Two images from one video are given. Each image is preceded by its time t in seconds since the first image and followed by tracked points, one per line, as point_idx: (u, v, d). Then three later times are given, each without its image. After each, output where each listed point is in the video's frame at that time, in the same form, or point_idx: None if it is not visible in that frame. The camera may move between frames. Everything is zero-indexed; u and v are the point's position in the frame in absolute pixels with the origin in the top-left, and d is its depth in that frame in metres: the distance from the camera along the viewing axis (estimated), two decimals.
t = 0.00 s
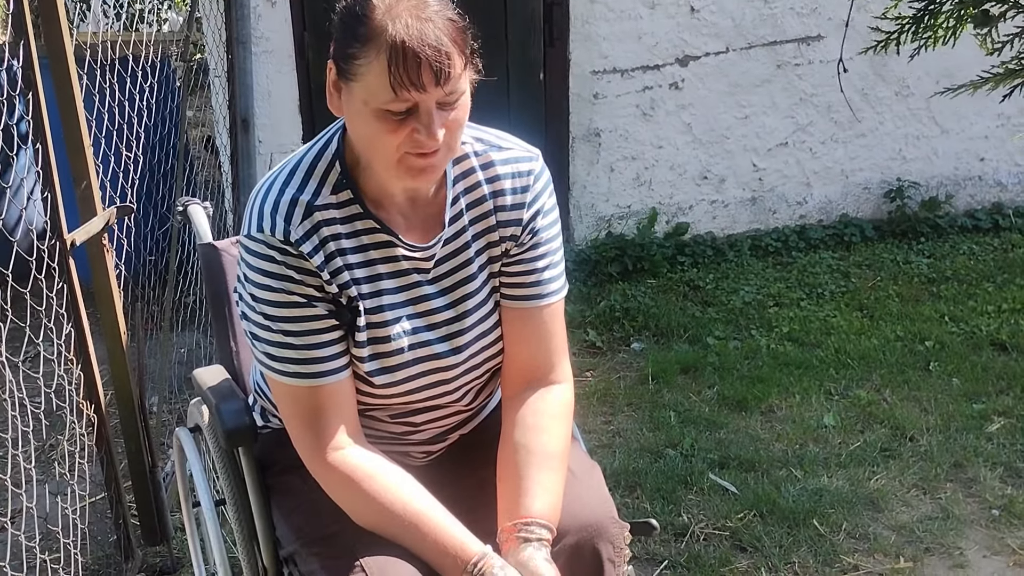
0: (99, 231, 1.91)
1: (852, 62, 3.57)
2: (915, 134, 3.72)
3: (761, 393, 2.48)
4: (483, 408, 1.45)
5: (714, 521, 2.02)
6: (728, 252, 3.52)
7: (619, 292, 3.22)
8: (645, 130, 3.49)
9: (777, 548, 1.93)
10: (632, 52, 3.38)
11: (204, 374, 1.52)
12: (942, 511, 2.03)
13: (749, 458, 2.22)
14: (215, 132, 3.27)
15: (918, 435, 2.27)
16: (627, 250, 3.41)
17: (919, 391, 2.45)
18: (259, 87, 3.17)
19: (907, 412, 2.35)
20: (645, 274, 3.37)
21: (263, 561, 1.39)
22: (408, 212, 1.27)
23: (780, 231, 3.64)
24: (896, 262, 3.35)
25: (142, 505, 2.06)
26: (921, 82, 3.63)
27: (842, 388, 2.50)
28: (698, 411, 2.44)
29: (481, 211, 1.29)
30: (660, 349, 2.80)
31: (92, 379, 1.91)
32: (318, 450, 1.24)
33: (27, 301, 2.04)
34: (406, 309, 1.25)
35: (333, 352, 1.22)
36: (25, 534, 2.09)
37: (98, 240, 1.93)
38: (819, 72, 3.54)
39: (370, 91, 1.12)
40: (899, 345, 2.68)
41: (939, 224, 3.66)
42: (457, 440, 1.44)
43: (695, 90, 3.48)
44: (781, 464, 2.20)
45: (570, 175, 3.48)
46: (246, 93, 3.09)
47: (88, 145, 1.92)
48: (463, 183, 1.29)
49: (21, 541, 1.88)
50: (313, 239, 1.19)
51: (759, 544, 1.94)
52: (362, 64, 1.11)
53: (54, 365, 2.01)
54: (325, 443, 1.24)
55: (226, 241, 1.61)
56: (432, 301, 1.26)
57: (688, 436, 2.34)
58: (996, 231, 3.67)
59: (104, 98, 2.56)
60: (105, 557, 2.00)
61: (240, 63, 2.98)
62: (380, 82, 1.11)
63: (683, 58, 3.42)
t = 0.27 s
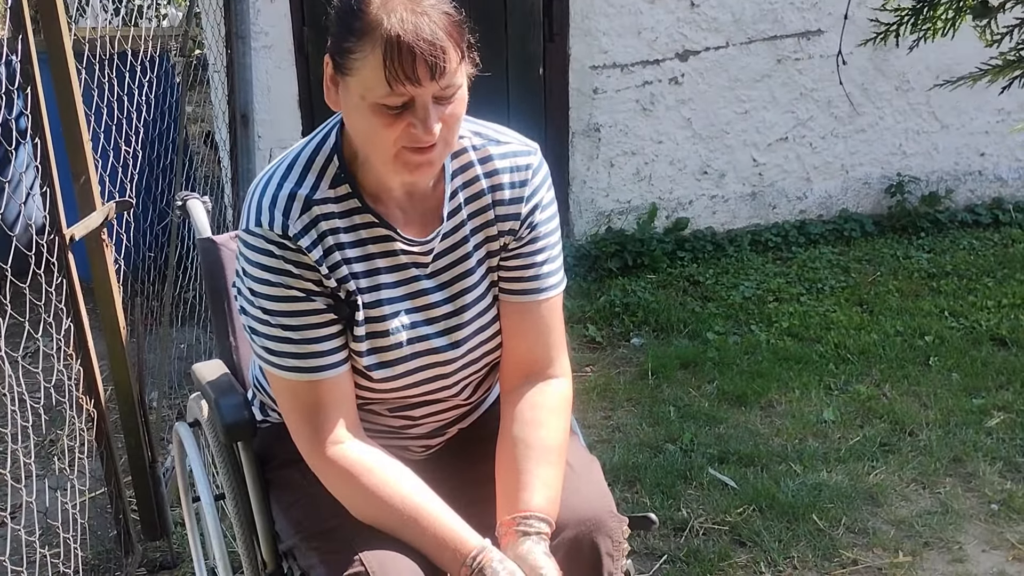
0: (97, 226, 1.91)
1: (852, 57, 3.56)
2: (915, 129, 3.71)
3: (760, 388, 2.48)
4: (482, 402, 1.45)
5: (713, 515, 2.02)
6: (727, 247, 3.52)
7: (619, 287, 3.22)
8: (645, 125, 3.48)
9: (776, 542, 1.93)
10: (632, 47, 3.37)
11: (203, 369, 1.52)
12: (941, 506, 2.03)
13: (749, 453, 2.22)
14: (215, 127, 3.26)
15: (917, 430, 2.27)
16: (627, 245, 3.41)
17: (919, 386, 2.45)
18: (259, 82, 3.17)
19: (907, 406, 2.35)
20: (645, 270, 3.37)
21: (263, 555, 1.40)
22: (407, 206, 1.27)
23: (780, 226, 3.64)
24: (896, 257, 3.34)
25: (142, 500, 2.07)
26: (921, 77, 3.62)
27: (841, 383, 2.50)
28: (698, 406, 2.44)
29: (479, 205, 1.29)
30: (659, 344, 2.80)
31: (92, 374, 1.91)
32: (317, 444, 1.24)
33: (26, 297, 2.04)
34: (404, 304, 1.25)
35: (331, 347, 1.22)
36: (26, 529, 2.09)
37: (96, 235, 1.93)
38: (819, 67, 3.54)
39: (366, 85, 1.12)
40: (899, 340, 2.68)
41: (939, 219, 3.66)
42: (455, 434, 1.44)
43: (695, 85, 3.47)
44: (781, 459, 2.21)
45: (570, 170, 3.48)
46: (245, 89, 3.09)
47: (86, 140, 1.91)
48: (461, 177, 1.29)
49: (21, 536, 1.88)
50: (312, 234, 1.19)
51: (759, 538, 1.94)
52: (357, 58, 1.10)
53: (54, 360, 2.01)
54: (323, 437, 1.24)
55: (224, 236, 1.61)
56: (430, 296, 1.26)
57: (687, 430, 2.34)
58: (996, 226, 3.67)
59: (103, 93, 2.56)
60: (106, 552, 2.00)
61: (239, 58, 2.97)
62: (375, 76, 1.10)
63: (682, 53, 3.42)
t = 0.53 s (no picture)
0: (97, 226, 1.91)
1: (852, 56, 3.56)
2: (914, 128, 3.71)
3: (759, 388, 2.48)
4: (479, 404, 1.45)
5: (712, 515, 2.03)
6: (727, 246, 3.52)
7: (618, 286, 3.22)
8: (644, 125, 3.48)
9: (775, 542, 1.94)
10: (632, 46, 3.37)
11: (202, 368, 1.52)
12: (940, 505, 2.04)
13: (747, 452, 2.22)
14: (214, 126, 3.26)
15: (916, 429, 2.28)
16: (626, 244, 3.41)
17: (918, 385, 2.45)
18: (258, 81, 3.17)
19: (906, 406, 2.35)
20: (644, 269, 3.37)
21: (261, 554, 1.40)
22: (412, 212, 1.27)
23: (780, 225, 3.64)
24: (896, 257, 3.35)
25: (141, 500, 2.07)
26: (920, 76, 3.62)
27: (840, 382, 2.50)
28: (696, 405, 2.44)
29: (483, 210, 1.29)
30: (658, 343, 2.80)
31: (92, 374, 1.91)
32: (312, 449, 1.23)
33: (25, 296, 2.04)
34: (408, 309, 1.25)
35: (334, 349, 1.21)
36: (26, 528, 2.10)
37: (96, 234, 1.93)
38: (818, 66, 3.54)
39: (375, 98, 1.09)
40: (898, 339, 2.68)
41: (938, 218, 3.66)
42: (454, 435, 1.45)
43: (694, 84, 3.47)
44: (779, 458, 2.21)
45: (569, 169, 3.48)
46: (244, 88, 3.08)
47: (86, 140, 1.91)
48: (466, 183, 1.28)
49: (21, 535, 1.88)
50: (317, 238, 1.18)
51: (757, 538, 1.95)
52: (367, 71, 1.07)
53: (53, 360, 2.01)
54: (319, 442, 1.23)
55: (223, 236, 1.62)
56: (433, 302, 1.26)
57: (686, 430, 2.34)
58: (995, 225, 3.68)
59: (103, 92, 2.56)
60: (105, 551, 2.01)
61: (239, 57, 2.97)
62: (385, 89, 1.08)
63: (682, 52, 3.42)
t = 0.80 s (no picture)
0: (97, 224, 1.91)
1: (852, 55, 3.56)
2: (914, 127, 3.71)
3: (759, 387, 2.48)
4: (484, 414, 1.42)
5: (712, 513, 2.03)
6: (727, 245, 3.52)
7: (618, 285, 3.22)
8: (644, 124, 3.48)
9: (774, 541, 1.94)
10: (632, 45, 3.37)
11: (201, 366, 1.53)
12: (939, 505, 2.03)
13: (747, 451, 2.22)
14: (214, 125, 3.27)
15: (916, 429, 2.28)
16: (626, 243, 3.41)
17: (917, 384, 2.45)
18: (258, 80, 3.17)
19: (906, 405, 2.35)
20: (643, 268, 3.38)
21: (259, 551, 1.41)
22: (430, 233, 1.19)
23: (780, 225, 3.64)
24: (896, 256, 3.34)
25: (141, 498, 2.07)
26: (920, 75, 3.62)
27: (840, 381, 2.50)
28: (696, 404, 2.45)
29: (501, 230, 1.21)
30: (658, 343, 2.80)
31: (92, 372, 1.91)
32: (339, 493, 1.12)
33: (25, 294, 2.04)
34: (423, 336, 1.18)
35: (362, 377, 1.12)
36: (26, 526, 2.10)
37: (96, 233, 1.93)
38: (818, 66, 3.54)
39: (391, 122, 1.01)
40: (897, 339, 2.68)
41: (939, 218, 3.66)
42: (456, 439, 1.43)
43: (694, 83, 3.47)
44: (779, 457, 2.21)
45: (570, 168, 3.48)
46: (244, 86, 3.08)
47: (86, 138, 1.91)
48: (483, 202, 1.20)
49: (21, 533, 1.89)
50: (341, 265, 1.10)
51: (757, 537, 1.95)
52: (382, 95, 0.99)
53: (52, 357, 2.01)
54: (346, 483, 1.12)
55: (222, 234, 1.63)
56: (448, 327, 1.19)
57: (686, 429, 2.34)
58: (996, 225, 3.67)
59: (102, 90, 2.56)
60: (105, 549, 2.01)
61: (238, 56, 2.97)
62: (401, 114, 0.99)
63: (682, 51, 3.42)
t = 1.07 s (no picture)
0: (96, 220, 1.91)
1: (851, 52, 3.56)
2: (914, 124, 3.71)
3: (759, 383, 2.48)
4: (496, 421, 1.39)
5: (712, 510, 2.03)
6: (727, 242, 3.52)
7: (618, 282, 3.22)
8: (644, 121, 3.48)
9: (774, 537, 1.94)
10: (631, 42, 3.37)
11: (201, 362, 1.53)
12: (939, 501, 2.04)
13: (747, 448, 2.22)
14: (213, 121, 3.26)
15: (915, 425, 2.28)
16: (626, 240, 3.41)
17: (917, 380, 2.45)
18: (257, 77, 3.13)
19: (905, 402, 2.35)
20: (643, 265, 3.38)
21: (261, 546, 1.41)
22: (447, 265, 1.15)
23: (780, 222, 3.64)
24: (896, 253, 3.34)
25: (141, 495, 2.07)
26: (920, 71, 3.62)
27: (840, 377, 2.50)
28: (696, 401, 2.44)
29: (519, 258, 1.16)
30: (658, 339, 2.80)
31: (91, 368, 1.91)
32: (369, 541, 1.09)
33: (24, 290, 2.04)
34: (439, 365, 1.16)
35: (381, 423, 1.09)
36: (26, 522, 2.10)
37: (95, 229, 1.93)
38: (818, 63, 3.54)
39: (413, 163, 0.98)
40: (897, 335, 2.68)
41: (939, 215, 3.67)
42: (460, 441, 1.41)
43: (694, 80, 3.47)
44: (779, 454, 2.21)
45: (569, 165, 3.47)
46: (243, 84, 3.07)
47: (85, 134, 1.91)
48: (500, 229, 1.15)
49: (21, 529, 1.89)
50: (361, 310, 1.07)
51: (756, 533, 1.95)
52: (405, 135, 0.97)
53: (52, 353, 2.01)
54: (373, 535, 1.09)
55: (222, 230, 1.64)
56: (465, 354, 1.17)
57: (686, 425, 2.34)
58: (995, 221, 3.68)
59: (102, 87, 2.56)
60: (105, 545, 2.01)
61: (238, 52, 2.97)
62: (425, 155, 0.97)
63: (682, 48, 3.42)
